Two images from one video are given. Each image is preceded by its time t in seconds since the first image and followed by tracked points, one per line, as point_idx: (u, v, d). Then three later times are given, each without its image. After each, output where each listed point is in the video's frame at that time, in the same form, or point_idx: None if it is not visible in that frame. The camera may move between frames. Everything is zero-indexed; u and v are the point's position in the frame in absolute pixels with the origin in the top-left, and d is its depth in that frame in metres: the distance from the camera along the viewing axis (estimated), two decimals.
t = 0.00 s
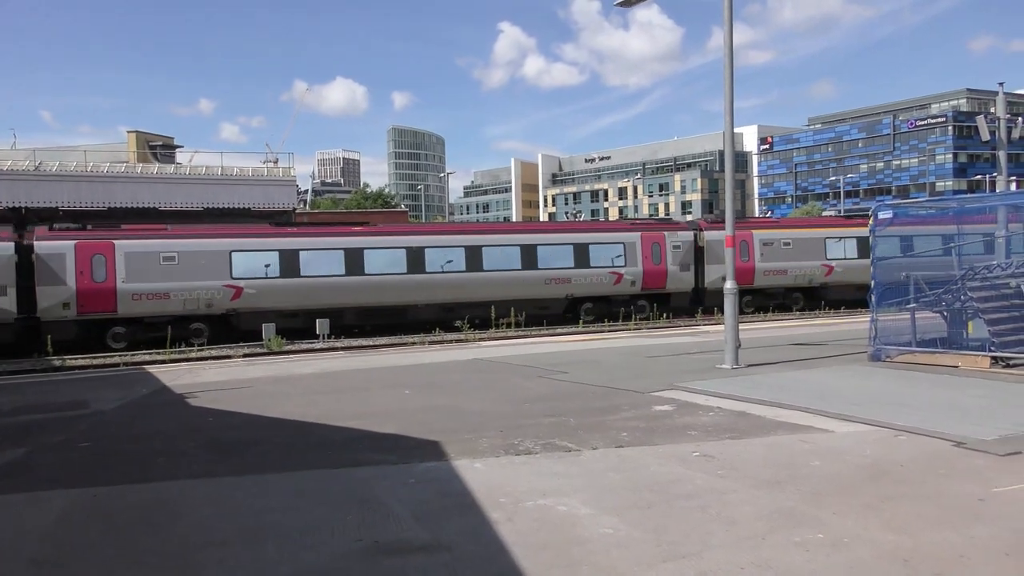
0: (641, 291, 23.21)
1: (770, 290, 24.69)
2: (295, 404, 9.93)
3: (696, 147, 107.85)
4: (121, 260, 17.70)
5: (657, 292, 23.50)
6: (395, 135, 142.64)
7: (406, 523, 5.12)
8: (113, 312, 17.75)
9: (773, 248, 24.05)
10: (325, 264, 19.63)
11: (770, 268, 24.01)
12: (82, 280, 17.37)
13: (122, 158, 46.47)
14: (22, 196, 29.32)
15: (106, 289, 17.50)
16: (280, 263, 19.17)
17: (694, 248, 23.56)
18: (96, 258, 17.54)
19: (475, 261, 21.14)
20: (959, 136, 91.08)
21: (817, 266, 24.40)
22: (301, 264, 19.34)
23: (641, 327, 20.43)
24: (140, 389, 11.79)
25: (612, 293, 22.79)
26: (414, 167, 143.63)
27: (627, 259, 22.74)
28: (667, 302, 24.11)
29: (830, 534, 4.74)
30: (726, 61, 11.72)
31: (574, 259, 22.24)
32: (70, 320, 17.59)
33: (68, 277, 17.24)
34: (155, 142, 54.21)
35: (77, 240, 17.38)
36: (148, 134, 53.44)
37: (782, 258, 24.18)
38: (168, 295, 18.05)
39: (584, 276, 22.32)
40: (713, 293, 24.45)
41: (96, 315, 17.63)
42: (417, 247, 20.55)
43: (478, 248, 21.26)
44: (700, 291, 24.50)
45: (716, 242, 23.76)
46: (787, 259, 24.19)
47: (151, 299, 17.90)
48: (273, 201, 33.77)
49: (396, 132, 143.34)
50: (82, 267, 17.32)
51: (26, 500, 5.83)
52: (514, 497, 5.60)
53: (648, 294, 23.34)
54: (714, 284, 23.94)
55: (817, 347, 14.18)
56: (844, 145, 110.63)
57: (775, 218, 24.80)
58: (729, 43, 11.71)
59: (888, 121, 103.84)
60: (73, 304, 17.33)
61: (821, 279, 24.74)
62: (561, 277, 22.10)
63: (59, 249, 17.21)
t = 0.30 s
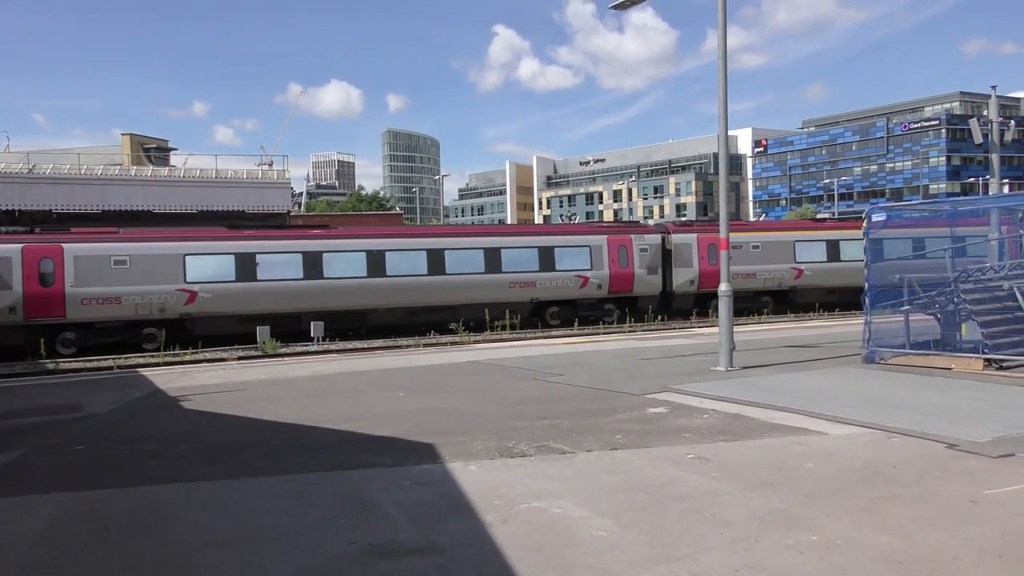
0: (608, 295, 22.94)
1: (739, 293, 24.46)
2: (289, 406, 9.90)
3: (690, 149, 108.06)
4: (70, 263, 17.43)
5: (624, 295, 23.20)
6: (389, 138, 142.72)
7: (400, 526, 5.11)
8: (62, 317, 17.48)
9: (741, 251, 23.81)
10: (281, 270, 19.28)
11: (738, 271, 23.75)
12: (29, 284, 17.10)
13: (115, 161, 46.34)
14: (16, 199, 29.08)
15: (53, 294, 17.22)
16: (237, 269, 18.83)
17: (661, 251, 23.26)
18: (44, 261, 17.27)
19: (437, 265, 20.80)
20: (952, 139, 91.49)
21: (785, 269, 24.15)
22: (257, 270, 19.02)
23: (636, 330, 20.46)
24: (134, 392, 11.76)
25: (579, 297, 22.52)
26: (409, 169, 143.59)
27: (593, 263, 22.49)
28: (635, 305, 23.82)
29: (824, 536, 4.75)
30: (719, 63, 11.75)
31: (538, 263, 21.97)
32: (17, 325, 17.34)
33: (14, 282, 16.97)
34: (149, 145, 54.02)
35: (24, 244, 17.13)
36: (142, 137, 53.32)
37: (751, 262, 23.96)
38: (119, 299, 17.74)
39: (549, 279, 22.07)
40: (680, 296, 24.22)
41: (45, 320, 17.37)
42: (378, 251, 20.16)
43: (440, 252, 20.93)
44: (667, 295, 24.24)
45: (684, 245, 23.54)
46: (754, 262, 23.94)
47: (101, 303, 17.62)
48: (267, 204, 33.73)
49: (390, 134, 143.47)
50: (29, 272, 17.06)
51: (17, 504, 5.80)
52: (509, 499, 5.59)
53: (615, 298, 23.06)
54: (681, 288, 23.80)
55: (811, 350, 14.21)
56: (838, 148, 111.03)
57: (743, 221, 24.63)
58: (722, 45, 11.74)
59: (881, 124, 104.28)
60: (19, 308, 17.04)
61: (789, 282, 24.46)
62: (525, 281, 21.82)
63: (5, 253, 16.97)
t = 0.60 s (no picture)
0: (572, 297, 22.66)
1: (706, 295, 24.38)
2: (286, 407, 9.89)
3: (688, 151, 108.11)
4: (15, 266, 17.01)
5: (589, 298, 22.92)
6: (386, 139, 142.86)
7: (397, 526, 5.12)
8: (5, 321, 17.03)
9: (708, 253, 23.85)
10: (235, 273, 18.98)
11: (706, 273, 23.79)
12: None
13: (111, 162, 46.28)
14: (12, 199, 29.07)
15: None
16: (188, 270, 18.53)
17: (627, 253, 22.99)
18: None
19: (396, 267, 20.46)
20: (948, 140, 91.67)
21: (753, 271, 23.73)
22: (209, 272, 18.71)
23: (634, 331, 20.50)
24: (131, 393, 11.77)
25: (543, 299, 22.23)
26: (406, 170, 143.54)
27: (557, 265, 22.22)
28: (600, 308, 23.55)
29: (821, 537, 4.76)
30: (715, 64, 11.77)
31: (501, 265, 21.70)
32: None
33: None
34: (146, 146, 53.88)
35: None
36: (138, 138, 53.25)
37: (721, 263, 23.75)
38: (65, 303, 17.38)
39: (512, 282, 21.78)
40: (646, 299, 23.82)
41: None
42: (335, 253, 19.90)
43: (400, 253, 20.58)
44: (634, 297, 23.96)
45: (650, 246, 23.15)
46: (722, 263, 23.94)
47: (46, 307, 17.23)
48: (263, 204, 33.53)
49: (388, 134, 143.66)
50: None
51: (15, 505, 5.80)
52: (506, 500, 5.60)
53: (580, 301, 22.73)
54: (649, 290, 23.36)
55: (808, 350, 14.23)
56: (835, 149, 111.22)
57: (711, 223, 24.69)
58: (718, 46, 11.76)
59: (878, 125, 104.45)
60: None
61: (758, 284, 24.00)
62: (487, 283, 21.53)
63: None
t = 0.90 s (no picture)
0: (542, 298, 22.32)
1: (679, 297, 23.99)
2: (285, 408, 9.89)
3: (687, 151, 108.14)
4: None
5: (558, 300, 22.59)
6: (385, 139, 142.90)
7: (396, 526, 5.12)
8: None
9: (681, 253, 23.45)
10: (191, 273, 18.59)
11: (678, 274, 23.38)
12: None
13: (110, 162, 46.28)
14: (10, 199, 29.04)
15: None
16: (145, 271, 18.16)
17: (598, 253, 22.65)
18: None
19: (359, 268, 20.08)
20: (948, 140, 91.68)
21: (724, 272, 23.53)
22: (166, 273, 18.34)
23: (633, 331, 20.51)
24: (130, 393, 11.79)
25: (512, 301, 21.87)
26: (405, 170, 143.59)
27: (526, 266, 21.86)
28: (570, 310, 23.20)
29: (819, 537, 4.76)
30: (715, 65, 11.78)
31: (500, 266, 21.70)
32: None
33: None
34: (145, 146, 53.85)
35: None
36: (137, 138, 53.25)
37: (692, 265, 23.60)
38: (18, 305, 17.03)
39: (480, 283, 21.38)
40: (618, 300, 23.47)
41: None
42: (297, 253, 19.53)
43: (364, 254, 20.21)
44: (605, 299, 23.62)
45: (621, 247, 22.80)
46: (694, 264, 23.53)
47: None
48: (263, 205, 33.48)
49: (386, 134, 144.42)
50: None
51: (16, 504, 5.81)
52: (504, 500, 5.60)
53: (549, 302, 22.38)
54: (620, 292, 23.01)
55: (807, 351, 14.23)
56: (834, 149, 111.23)
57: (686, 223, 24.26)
58: (718, 47, 11.77)
59: (877, 125, 104.48)
60: None
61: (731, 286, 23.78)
62: (452, 284, 21.13)
63: None
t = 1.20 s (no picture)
0: (505, 299, 22.14)
1: (645, 298, 23.90)
2: (282, 408, 9.88)
3: (684, 151, 108.25)
4: None
5: (522, 301, 22.45)
6: (383, 139, 143.33)
7: (393, 526, 5.12)
8: None
9: (647, 254, 23.33)
10: (142, 273, 18.29)
11: (645, 275, 23.25)
12: None
13: (108, 161, 46.24)
14: (7, 199, 28.95)
15: None
16: (92, 272, 17.89)
17: (562, 254, 22.54)
18: None
19: (316, 269, 19.85)
20: (945, 140, 91.85)
21: (694, 274, 23.76)
22: (115, 273, 18.06)
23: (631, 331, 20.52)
24: (126, 392, 11.79)
25: (475, 302, 21.69)
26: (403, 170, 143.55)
27: (488, 267, 21.68)
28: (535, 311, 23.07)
29: (817, 537, 4.77)
30: (711, 65, 11.79)
31: (496, 265, 21.76)
32: None
33: None
34: (143, 146, 53.77)
35: None
36: (135, 137, 53.19)
37: (658, 266, 23.45)
38: None
39: (441, 284, 21.17)
40: (584, 301, 23.36)
41: None
42: (281, 254, 19.59)
43: (321, 254, 20.01)
44: (570, 300, 23.51)
45: (586, 248, 22.67)
46: (661, 265, 23.45)
47: None
48: (261, 204, 33.46)
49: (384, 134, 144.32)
50: None
51: (12, 504, 5.80)
52: (502, 500, 5.60)
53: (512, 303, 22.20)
54: (584, 293, 22.87)
55: (804, 351, 14.24)
56: (831, 149, 111.40)
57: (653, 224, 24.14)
58: (715, 46, 11.78)
59: (875, 125, 104.67)
60: None
61: (698, 287, 24.02)
62: (414, 285, 20.88)
63: None
